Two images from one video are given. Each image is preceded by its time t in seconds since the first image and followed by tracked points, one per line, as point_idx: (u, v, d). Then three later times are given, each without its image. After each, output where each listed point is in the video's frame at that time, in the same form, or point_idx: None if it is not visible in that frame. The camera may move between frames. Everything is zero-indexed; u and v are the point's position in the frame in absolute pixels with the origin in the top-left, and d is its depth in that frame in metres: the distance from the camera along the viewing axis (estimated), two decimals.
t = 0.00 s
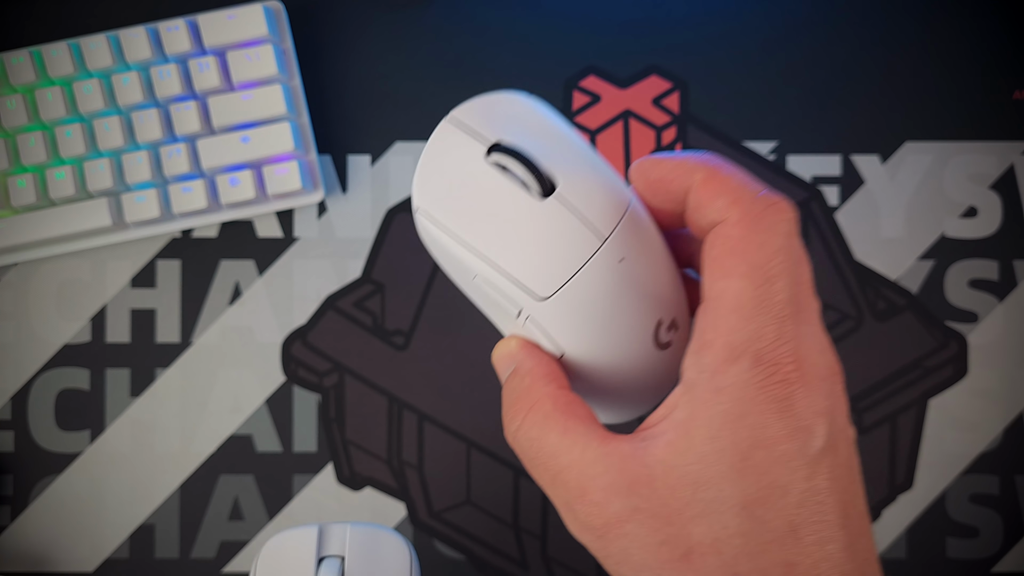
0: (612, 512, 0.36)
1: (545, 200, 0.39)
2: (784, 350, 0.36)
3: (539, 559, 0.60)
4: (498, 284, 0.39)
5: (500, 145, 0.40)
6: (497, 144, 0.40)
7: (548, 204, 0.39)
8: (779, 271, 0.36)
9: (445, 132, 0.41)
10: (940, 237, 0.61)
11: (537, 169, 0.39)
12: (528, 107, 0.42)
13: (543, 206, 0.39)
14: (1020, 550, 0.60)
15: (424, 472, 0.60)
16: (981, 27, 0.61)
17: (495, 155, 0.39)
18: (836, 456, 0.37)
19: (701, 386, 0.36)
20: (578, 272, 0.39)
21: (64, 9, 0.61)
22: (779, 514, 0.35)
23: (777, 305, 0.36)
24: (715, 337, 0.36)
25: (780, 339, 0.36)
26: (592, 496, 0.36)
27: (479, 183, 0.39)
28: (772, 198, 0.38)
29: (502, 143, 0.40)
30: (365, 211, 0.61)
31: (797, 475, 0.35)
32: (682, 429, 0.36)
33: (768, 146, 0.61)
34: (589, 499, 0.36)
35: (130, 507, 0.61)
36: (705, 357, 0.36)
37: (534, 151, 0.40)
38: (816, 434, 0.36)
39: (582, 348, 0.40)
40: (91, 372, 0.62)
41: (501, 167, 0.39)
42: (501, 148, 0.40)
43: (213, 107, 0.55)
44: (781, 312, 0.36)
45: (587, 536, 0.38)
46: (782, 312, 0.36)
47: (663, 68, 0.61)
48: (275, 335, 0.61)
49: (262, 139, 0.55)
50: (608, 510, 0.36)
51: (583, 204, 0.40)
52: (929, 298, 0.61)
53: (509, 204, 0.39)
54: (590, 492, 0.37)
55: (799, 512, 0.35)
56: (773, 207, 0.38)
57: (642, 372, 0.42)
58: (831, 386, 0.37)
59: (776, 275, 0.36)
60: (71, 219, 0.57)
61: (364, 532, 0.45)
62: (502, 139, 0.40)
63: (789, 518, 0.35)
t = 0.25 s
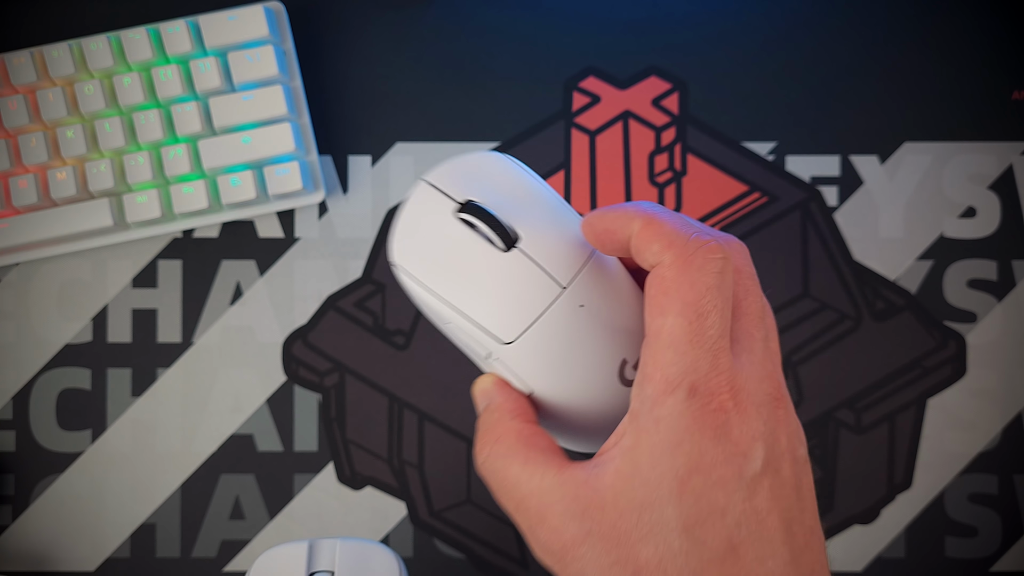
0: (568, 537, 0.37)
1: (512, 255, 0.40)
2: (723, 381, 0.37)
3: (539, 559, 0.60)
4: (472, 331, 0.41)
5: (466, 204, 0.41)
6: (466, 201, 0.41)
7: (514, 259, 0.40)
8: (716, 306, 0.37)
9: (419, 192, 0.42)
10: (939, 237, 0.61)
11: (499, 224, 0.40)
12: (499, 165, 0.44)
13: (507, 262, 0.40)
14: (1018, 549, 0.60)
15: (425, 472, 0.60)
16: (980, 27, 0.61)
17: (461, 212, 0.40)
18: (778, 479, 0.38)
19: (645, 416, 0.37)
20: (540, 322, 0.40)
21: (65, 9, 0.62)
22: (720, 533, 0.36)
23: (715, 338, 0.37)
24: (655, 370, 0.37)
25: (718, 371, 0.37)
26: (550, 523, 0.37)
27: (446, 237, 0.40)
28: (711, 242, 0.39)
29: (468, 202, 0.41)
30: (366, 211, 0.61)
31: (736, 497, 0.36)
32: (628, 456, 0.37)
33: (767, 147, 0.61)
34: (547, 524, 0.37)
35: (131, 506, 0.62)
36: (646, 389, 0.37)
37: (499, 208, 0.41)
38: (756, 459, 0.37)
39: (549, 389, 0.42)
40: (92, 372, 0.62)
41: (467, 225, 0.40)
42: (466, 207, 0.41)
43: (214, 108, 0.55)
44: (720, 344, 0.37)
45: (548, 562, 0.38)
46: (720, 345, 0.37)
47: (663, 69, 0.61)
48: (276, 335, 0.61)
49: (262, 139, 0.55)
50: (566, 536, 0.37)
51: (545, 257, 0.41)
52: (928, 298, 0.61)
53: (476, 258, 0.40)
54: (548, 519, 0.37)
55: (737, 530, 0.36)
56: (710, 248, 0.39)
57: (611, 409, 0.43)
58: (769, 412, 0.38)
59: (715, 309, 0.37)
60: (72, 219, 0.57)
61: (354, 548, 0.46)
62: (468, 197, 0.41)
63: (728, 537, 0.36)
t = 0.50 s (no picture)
0: (569, 501, 0.36)
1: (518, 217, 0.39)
2: (735, 345, 0.37)
3: (539, 559, 0.60)
4: (478, 291, 0.40)
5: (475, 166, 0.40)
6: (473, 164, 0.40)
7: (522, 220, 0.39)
8: (725, 271, 0.37)
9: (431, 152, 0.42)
10: (939, 237, 0.61)
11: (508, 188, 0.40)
12: (513, 128, 0.43)
13: (512, 223, 0.39)
14: (1018, 549, 0.60)
15: (425, 472, 0.60)
16: (980, 27, 0.61)
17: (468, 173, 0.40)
18: (789, 447, 0.37)
19: (652, 375, 0.36)
20: (545, 285, 0.39)
21: (65, 9, 0.62)
22: (726, 498, 0.36)
23: (726, 302, 0.37)
24: (666, 332, 0.36)
25: (728, 334, 0.37)
26: (551, 484, 0.37)
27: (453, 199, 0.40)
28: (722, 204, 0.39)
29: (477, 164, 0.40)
30: (366, 211, 0.61)
31: (746, 462, 0.36)
32: (636, 416, 0.36)
33: (766, 147, 0.61)
34: (551, 485, 0.37)
35: (131, 506, 0.62)
36: (654, 351, 0.36)
37: (508, 170, 0.40)
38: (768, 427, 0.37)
39: (556, 358, 0.40)
40: (92, 372, 0.62)
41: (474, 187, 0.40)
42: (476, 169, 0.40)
43: (214, 108, 0.55)
44: (728, 304, 0.37)
45: (549, 523, 0.38)
46: (729, 306, 0.37)
47: (662, 69, 0.61)
48: (276, 335, 0.61)
49: (262, 140, 0.55)
50: (569, 500, 0.36)
51: (553, 223, 0.39)
52: (927, 298, 0.61)
53: (481, 218, 0.39)
54: (551, 481, 0.37)
55: (746, 495, 0.36)
56: (723, 214, 0.38)
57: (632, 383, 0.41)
58: (780, 380, 0.38)
59: (726, 273, 0.37)
60: (72, 219, 0.57)
61: (343, 545, 0.47)
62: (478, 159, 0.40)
63: (738, 505, 0.36)
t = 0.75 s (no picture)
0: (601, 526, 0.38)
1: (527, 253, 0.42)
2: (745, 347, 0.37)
3: (539, 559, 0.60)
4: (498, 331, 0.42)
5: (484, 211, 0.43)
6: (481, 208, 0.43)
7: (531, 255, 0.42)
8: (730, 273, 0.37)
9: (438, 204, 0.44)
10: (939, 237, 0.61)
11: (518, 225, 0.42)
12: (514, 171, 0.45)
13: (524, 258, 0.42)
14: (1018, 549, 0.60)
15: (425, 471, 0.60)
16: (980, 28, 0.61)
17: (478, 218, 0.43)
18: (819, 448, 0.36)
19: (666, 391, 0.37)
20: (562, 311, 0.41)
21: (64, 9, 0.62)
22: (759, 507, 0.35)
23: (733, 304, 0.37)
24: (675, 342, 0.37)
25: (739, 339, 0.37)
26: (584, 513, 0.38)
27: (466, 247, 0.42)
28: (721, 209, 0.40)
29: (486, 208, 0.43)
30: (366, 211, 0.61)
31: (775, 468, 0.35)
32: (656, 434, 0.37)
33: (766, 147, 0.61)
34: (580, 515, 0.38)
35: (131, 506, 0.62)
36: (667, 363, 0.37)
37: (515, 208, 0.43)
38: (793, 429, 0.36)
39: (575, 386, 0.42)
40: (92, 372, 0.62)
41: (486, 232, 0.42)
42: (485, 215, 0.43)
43: (214, 108, 0.55)
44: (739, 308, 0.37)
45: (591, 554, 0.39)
46: (738, 310, 0.37)
47: (662, 69, 0.61)
48: (276, 335, 0.61)
49: (262, 140, 0.55)
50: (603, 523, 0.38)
51: (563, 253, 0.42)
52: (927, 298, 0.61)
53: (496, 257, 0.42)
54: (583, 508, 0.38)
55: (778, 502, 0.35)
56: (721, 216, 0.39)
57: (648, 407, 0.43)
58: (801, 380, 0.37)
59: (732, 274, 0.37)
60: (72, 219, 0.57)
61: (381, 532, 0.47)
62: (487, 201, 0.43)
63: (770, 512, 0.35)
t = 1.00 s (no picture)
0: (717, 489, 0.34)
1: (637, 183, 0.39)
2: (897, 291, 0.34)
3: (539, 559, 0.60)
4: (603, 270, 0.39)
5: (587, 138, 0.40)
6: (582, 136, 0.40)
7: (641, 188, 0.39)
8: (880, 211, 0.34)
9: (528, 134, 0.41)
10: (940, 237, 0.61)
11: (625, 154, 0.40)
12: (609, 102, 0.43)
13: (633, 190, 0.39)
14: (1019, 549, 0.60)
15: (425, 471, 0.60)
16: (980, 27, 0.61)
17: (580, 146, 0.40)
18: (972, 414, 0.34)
19: (805, 336, 0.34)
20: (673, 253, 0.39)
21: (64, 9, 0.62)
22: (912, 473, 0.32)
23: (883, 244, 0.34)
24: (814, 283, 0.34)
25: (890, 282, 0.34)
26: (693, 472, 0.35)
27: (571, 175, 0.39)
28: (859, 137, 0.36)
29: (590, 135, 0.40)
30: (366, 211, 0.61)
31: (932, 428, 0.33)
32: (789, 388, 0.34)
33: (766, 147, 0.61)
34: (694, 475, 0.35)
35: (131, 506, 0.62)
36: (805, 307, 0.34)
37: (619, 138, 0.40)
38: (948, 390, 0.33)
39: (683, 332, 0.39)
40: (92, 372, 0.62)
41: (589, 159, 0.40)
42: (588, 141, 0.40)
43: (214, 108, 0.55)
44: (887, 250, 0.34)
45: (695, 520, 0.36)
46: (888, 251, 0.34)
47: (663, 69, 0.61)
48: (276, 335, 0.61)
49: (262, 140, 0.55)
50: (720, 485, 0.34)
51: (672, 185, 0.40)
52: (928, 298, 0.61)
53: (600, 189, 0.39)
54: (696, 468, 0.35)
55: (932, 473, 0.32)
56: (863, 146, 0.36)
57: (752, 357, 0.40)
58: (949, 336, 0.35)
59: (882, 215, 0.34)
60: (72, 219, 0.57)
61: (409, 512, 0.48)
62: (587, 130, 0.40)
63: (929, 484, 0.32)
